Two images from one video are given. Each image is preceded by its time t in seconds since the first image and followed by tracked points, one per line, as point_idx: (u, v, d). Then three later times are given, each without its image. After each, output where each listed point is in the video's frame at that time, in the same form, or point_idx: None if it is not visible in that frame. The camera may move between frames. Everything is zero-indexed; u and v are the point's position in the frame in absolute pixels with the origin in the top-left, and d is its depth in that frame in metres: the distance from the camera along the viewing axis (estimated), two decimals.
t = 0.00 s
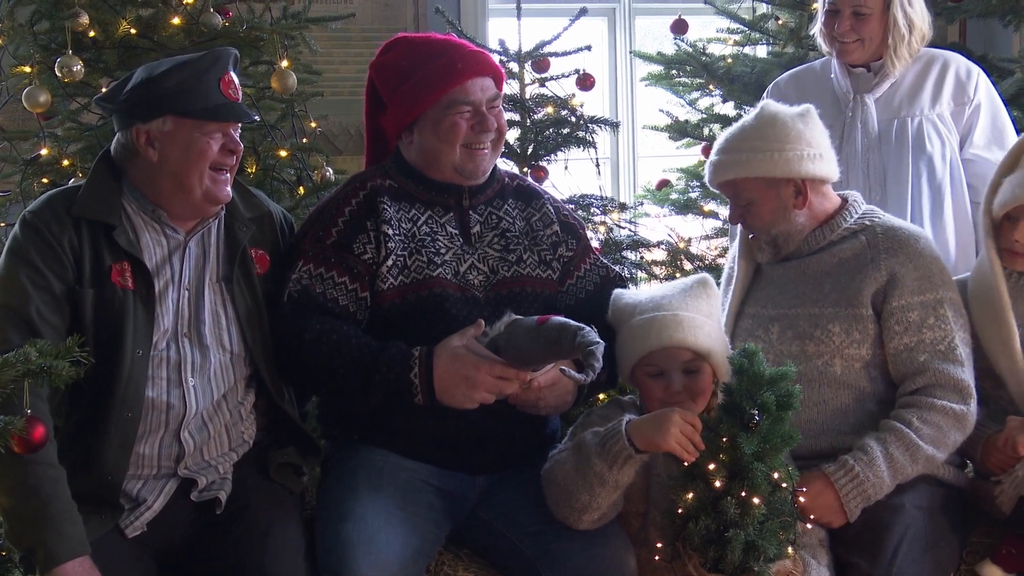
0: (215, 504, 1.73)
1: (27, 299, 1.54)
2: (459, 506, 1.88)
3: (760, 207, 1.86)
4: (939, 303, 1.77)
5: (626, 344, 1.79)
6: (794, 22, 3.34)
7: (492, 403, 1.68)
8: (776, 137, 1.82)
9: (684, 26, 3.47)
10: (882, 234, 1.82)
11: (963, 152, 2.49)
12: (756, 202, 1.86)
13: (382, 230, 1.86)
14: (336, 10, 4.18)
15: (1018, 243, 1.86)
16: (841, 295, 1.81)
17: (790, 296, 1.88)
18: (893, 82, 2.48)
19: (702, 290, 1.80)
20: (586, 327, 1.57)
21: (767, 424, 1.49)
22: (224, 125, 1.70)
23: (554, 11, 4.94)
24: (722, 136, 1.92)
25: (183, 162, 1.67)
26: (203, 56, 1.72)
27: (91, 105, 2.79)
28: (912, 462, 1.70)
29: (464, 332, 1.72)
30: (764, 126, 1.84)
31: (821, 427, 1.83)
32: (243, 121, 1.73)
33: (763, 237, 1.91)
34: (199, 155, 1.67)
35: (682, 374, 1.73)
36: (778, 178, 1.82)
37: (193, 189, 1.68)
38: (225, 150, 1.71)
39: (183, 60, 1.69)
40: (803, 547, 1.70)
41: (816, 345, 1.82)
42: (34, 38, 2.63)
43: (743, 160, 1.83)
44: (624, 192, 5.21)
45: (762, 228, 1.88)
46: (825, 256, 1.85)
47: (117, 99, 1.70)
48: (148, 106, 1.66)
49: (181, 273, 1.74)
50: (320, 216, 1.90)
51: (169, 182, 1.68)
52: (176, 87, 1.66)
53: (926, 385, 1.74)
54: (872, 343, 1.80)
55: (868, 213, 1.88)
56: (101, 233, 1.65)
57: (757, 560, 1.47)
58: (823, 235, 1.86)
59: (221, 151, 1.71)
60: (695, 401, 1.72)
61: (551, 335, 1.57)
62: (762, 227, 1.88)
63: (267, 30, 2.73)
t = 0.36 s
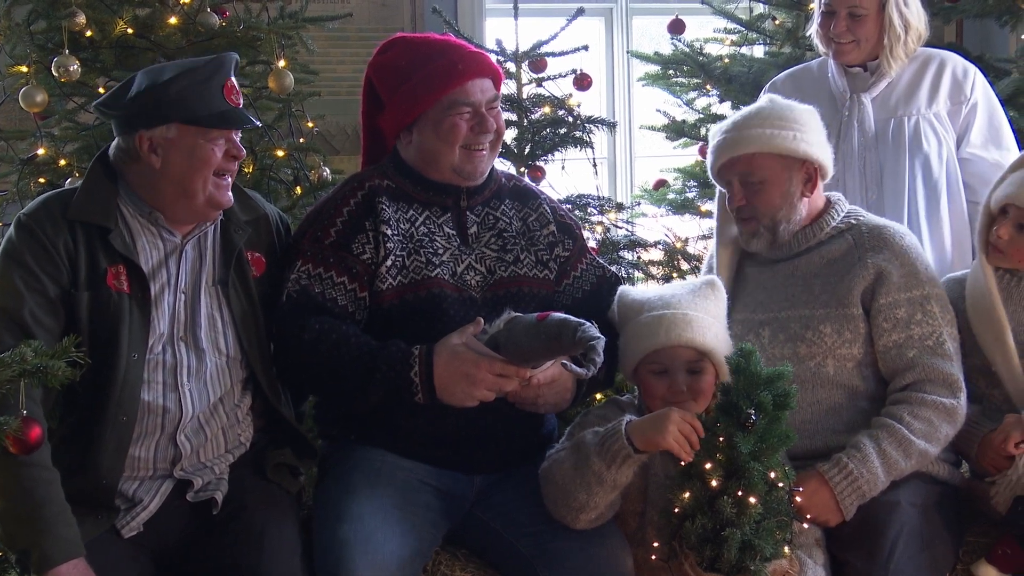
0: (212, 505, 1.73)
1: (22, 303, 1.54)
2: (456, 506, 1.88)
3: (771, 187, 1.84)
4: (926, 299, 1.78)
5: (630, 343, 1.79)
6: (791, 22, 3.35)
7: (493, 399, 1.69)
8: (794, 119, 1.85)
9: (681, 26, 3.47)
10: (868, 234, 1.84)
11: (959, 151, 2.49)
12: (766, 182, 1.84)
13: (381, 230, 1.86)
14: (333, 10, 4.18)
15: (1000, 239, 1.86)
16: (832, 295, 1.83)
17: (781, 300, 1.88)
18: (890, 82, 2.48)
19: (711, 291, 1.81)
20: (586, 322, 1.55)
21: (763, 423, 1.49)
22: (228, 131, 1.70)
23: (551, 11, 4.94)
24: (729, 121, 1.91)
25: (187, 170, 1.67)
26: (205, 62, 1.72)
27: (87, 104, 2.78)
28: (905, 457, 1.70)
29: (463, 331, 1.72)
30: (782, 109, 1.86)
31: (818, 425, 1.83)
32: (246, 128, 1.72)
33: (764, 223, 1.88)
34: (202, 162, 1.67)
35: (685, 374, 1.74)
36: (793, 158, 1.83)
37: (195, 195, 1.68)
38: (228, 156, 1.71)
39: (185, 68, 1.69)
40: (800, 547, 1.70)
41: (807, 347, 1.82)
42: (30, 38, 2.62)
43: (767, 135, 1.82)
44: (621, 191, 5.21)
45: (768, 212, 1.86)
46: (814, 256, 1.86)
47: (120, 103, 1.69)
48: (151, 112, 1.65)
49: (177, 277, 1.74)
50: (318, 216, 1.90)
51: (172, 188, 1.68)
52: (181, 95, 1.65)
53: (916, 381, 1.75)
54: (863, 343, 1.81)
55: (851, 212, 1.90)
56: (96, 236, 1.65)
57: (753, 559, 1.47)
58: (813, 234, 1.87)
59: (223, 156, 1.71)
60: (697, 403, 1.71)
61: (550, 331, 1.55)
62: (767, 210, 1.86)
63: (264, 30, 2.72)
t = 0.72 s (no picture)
0: (209, 505, 1.73)
1: (21, 302, 1.54)
2: (453, 506, 1.88)
3: (787, 177, 1.82)
4: (923, 303, 1.79)
5: (632, 339, 1.79)
6: (788, 22, 3.35)
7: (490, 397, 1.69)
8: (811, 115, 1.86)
9: (678, 25, 3.47)
10: (864, 236, 1.85)
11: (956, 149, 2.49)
12: (782, 171, 1.82)
13: (377, 228, 1.86)
14: (330, 9, 4.18)
15: (999, 241, 1.87)
16: (830, 299, 1.83)
17: (778, 303, 1.88)
18: (885, 81, 2.48)
19: (715, 292, 1.81)
20: (583, 321, 1.54)
21: (761, 423, 1.49)
22: (231, 134, 1.70)
23: (549, 11, 4.95)
24: (743, 110, 1.89)
25: (191, 173, 1.67)
26: (209, 65, 1.71)
27: (85, 104, 2.78)
28: (902, 459, 1.70)
29: (460, 328, 1.72)
30: (799, 103, 1.87)
31: (813, 428, 1.83)
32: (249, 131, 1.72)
33: (773, 214, 1.85)
34: (206, 164, 1.67)
35: (686, 373, 1.74)
36: (811, 152, 1.83)
37: (198, 198, 1.68)
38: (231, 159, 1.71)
39: (188, 71, 1.68)
40: (796, 547, 1.70)
41: (806, 352, 1.82)
42: (27, 37, 2.62)
43: (790, 122, 1.81)
44: (618, 191, 5.21)
45: (779, 201, 1.83)
46: (810, 260, 1.87)
47: (123, 104, 1.68)
48: (156, 115, 1.65)
49: (176, 276, 1.74)
50: (314, 215, 1.90)
51: (174, 191, 1.67)
52: (186, 98, 1.65)
53: (915, 384, 1.76)
54: (862, 348, 1.81)
55: (847, 215, 1.91)
56: (95, 236, 1.65)
57: (750, 559, 1.48)
58: (810, 236, 1.87)
59: (226, 159, 1.71)
60: (696, 403, 1.71)
61: (546, 331, 1.55)
62: (778, 201, 1.83)
63: (261, 30, 2.72)
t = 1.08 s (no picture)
0: (205, 504, 1.73)
1: (17, 299, 1.54)
2: (450, 505, 1.88)
3: (796, 175, 1.82)
4: (926, 310, 1.80)
5: (632, 336, 1.79)
6: (784, 21, 3.35)
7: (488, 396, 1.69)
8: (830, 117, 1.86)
9: (674, 25, 3.47)
10: (867, 241, 1.85)
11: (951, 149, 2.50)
12: (793, 169, 1.82)
13: (375, 229, 1.86)
14: (326, 9, 4.17)
15: (1001, 241, 1.86)
16: (830, 303, 1.83)
17: (776, 304, 1.88)
18: (880, 80, 2.48)
19: (716, 292, 1.81)
20: (582, 322, 1.55)
21: (757, 423, 1.48)
22: (224, 129, 1.69)
23: (545, 10, 4.95)
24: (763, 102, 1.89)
25: (184, 168, 1.66)
26: (202, 60, 1.71)
27: (81, 103, 2.78)
28: (900, 463, 1.71)
29: (458, 328, 1.72)
30: (819, 105, 1.87)
31: (811, 426, 1.83)
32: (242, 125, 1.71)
33: (777, 210, 1.84)
34: (199, 159, 1.67)
35: (687, 372, 1.74)
36: (825, 154, 1.83)
37: (192, 193, 1.68)
38: (224, 154, 1.71)
39: (180, 66, 1.68)
40: (792, 546, 1.70)
41: (806, 356, 1.82)
42: (23, 37, 2.62)
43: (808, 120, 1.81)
44: (614, 191, 5.22)
45: (786, 198, 1.83)
46: (813, 263, 1.86)
47: (115, 101, 1.68)
48: (148, 110, 1.65)
49: (172, 274, 1.74)
50: (312, 215, 1.89)
51: (168, 186, 1.67)
52: (178, 93, 1.65)
53: (917, 391, 1.76)
54: (862, 354, 1.81)
55: (851, 216, 1.91)
56: (91, 232, 1.65)
57: (746, 558, 1.48)
58: (813, 237, 1.86)
59: (220, 154, 1.71)
60: (694, 402, 1.72)
61: (547, 330, 1.55)
62: (784, 198, 1.83)
63: (257, 29, 2.72)
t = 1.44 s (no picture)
0: (201, 503, 1.73)
1: (13, 299, 1.54)
2: (446, 504, 1.88)
3: (807, 182, 1.80)
4: (932, 322, 1.80)
5: (632, 333, 1.79)
6: (780, 20, 3.35)
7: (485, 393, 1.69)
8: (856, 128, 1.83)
9: (670, 24, 3.47)
10: (875, 247, 1.84)
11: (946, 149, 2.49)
12: (804, 174, 1.80)
13: (372, 226, 1.86)
14: (323, 7, 4.17)
15: (1018, 246, 1.85)
16: (835, 311, 1.83)
17: (778, 305, 1.88)
18: (875, 80, 2.49)
19: (716, 291, 1.82)
20: (579, 320, 1.57)
21: (753, 422, 1.48)
22: (218, 129, 1.69)
23: (541, 9, 4.95)
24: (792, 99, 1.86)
25: (179, 168, 1.66)
26: (195, 61, 1.70)
27: (76, 102, 2.78)
28: (899, 469, 1.71)
29: (453, 325, 1.72)
30: (849, 115, 1.84)
31: (805, 430, 1.83)
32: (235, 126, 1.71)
33: (778, 210, 1.83)
34: (192, 160, 1.66)
35: (685, 371, 1.74)
36: (841, 166, 1.80)
37: (186, 193, 1.67)
38: (219, 154, 1.70)
39: (172, 67, 1.67)
40: (788, 545, 1.70)
41: (806, 360, 1.82)
42: (19, 35, 2.61)
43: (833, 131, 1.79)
44: (611, 190, 5.22)
45: (791, 200, 1.81)
46: (820, 268, 1.85)
47: (109, 102, 1.67)
48: (141, 111, 1.64)
49: (168, 273, 1.73)
50: (308, 212, 1.89)
51: (163, 188, 1.67)
52: (171, 94, 1.64)
53: (922, 401, 1.76)
54: (864, 361, 1.81)
55: (860, 220, 1.90)
56: (87, 233, 1.64)
57: (742, 557, 1.48)
58: (822, 241, 1.85)
59: (214, 155, 1.70)
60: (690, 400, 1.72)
61: (543, 327, 1.57)
62: (789, 202, 1.81)
63: (254, 28, 2.72)
